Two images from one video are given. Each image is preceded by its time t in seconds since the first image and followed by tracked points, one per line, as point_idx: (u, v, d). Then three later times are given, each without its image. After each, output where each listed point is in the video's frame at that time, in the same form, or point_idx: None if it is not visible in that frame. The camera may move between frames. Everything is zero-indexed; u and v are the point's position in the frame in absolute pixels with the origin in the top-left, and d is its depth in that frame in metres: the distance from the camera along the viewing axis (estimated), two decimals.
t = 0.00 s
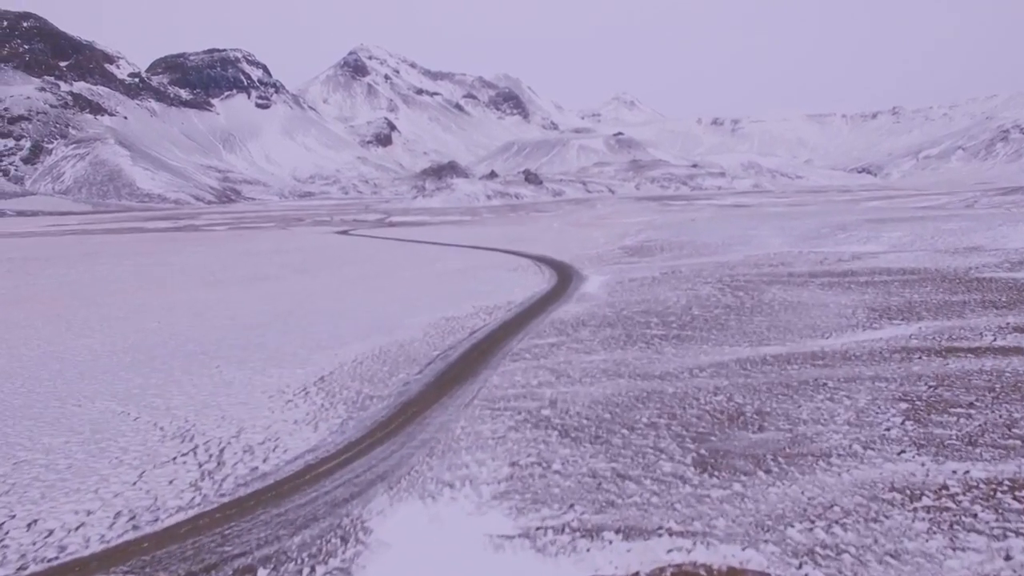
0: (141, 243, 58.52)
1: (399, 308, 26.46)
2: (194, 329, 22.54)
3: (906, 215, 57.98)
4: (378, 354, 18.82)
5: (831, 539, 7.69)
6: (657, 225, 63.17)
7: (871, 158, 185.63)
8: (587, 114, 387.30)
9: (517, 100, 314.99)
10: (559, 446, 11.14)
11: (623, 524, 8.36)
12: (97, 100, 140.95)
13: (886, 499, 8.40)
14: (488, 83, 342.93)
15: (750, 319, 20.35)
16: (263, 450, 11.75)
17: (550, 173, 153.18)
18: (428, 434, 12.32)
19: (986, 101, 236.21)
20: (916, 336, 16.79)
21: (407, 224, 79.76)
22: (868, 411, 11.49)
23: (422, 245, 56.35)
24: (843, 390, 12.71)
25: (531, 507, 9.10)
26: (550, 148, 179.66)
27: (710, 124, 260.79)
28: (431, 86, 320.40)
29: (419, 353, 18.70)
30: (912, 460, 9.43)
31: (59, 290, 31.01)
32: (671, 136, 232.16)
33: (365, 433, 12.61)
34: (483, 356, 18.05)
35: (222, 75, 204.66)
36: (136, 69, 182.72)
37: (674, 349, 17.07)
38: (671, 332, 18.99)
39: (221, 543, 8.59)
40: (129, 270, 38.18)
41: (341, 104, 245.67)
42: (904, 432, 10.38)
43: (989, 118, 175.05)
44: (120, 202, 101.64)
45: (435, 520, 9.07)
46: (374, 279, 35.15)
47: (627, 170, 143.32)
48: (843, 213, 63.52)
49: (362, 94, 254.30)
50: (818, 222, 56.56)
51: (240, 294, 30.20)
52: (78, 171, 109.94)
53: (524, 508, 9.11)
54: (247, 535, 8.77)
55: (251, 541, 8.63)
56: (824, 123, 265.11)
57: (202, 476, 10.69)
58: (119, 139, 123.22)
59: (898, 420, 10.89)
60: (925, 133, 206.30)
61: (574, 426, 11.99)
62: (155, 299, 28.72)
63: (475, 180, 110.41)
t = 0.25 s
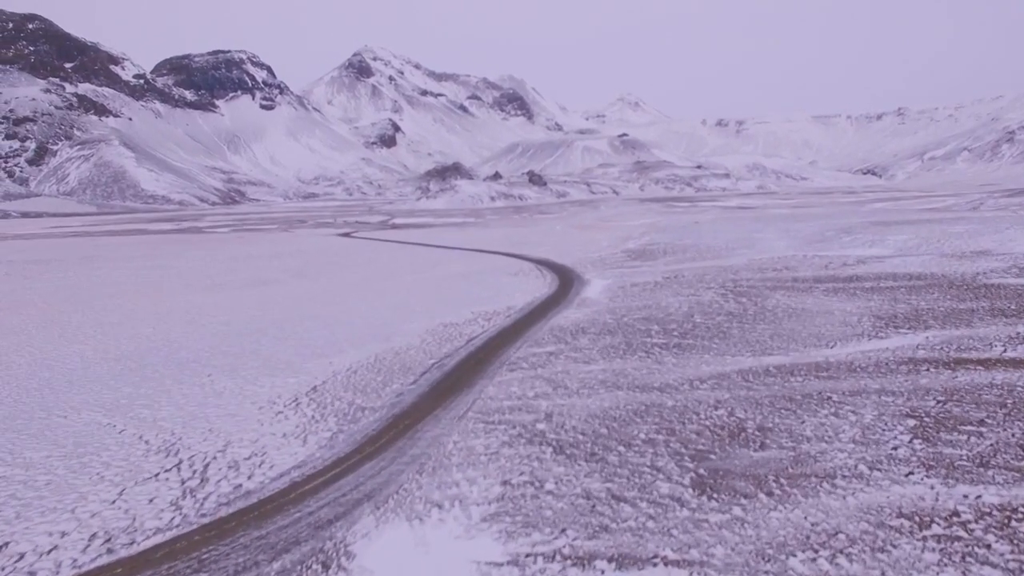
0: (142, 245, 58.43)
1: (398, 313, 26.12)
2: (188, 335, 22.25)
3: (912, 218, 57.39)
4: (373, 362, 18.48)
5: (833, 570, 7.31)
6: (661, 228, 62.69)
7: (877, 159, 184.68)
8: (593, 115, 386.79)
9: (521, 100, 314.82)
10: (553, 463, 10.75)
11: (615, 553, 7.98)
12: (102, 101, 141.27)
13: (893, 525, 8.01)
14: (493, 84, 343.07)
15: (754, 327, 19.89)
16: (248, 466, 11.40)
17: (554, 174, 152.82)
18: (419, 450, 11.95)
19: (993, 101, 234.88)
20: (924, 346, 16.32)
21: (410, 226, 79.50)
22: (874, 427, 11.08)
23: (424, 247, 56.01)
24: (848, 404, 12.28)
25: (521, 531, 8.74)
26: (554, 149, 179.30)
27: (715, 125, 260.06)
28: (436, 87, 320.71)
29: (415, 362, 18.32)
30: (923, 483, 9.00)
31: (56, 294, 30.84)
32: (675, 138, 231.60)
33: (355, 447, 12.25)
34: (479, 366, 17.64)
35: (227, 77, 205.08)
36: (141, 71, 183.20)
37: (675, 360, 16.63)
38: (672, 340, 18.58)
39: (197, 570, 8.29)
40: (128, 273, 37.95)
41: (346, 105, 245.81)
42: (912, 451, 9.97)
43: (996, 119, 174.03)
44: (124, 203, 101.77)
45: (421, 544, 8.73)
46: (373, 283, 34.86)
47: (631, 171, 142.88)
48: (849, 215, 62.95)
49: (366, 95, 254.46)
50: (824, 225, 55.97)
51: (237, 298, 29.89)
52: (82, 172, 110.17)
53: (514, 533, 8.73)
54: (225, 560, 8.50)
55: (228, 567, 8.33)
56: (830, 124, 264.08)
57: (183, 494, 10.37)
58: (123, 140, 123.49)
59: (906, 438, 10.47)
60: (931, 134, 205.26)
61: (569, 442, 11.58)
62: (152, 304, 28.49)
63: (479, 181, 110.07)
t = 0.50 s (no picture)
0: (145, 247, 58.30)
1: (398, 318, 25.91)
2: (184, 341, 22.05)
3: (917, 221, 57.00)
4: (369, 370, 18.17)
5: None
6: (665, 230, 62.32)
7: (882, 161, 184.12)
8: (598, 117, 386.42)
9: (526, 102, 314.81)
10: (546, 482, 10.41)
11: None
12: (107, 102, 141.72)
13: (900, 552, 7.68)
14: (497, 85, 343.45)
15: (757, 334, 19.53)
16: (234, 481, 11.10)
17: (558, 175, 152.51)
18: (410, 464, 11.64)
19: (998, 102, 234.05)
20: (931, 355, 15.93)
21: (413, 228, 79.37)
22: (880, 443, 10.71)
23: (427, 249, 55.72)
24: (853, 418, 11.91)
25: (514, 556, 8.38)
26: (559, 150, 179.13)
27: (720, 127, 259.66)
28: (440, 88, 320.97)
29: (411, 370, 18.00)
30: (931, 507, 8.61)
31: (55, 298, 30.71)
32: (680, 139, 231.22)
33: (345, 461, 11.94)
34: (476, 374, 17.27)
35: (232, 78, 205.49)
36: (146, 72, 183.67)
37: (676, 369, 16.32)
38: (673, 349, 18.23)
39: None
40: (128, 276, 37.75)
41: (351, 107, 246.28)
42: (919, 470, 9.60)
43: (1002, 120, 173.25)
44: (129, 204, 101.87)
45: (407, 567, 8.42)
46: (374, 286, 34.65)
47: (635, 172, 142.60)
48: (854, 218, 62.54)
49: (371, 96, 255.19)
50: (829, 227, 55.59)
51: (236, 302, 29.64)
52: (88, 173, 110.41)
53: (505, 555, 8.40)
54: None
55: None
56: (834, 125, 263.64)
57: (167, 511, 10.06)
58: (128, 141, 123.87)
59: (913, 455, 10.11)
60: (935, 136, 204.69)
61: (564, 457, 11.22)
62: (149, 308, 28.30)
63: (483, 182, 109.82)
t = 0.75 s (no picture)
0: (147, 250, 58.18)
1: (396, 324, 25.57)
2: (179, 348, 21.78)
3: (923, 223, 56.40)
4: (364, 379, 17.80)
5: None
6: (669, 232, 61.87)
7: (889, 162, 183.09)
8: (603, 118, 385.73)
9: (531, 103, 314.65)
10: (538, 502, 10.02)
11: None
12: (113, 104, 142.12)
13: None
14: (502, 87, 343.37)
15: (761, 343, 19.11)
16: (218, 499, 10.77)
17: (563, 176, 152.15)
18: (400, 480, 11.29)
19: (1006, 103, 232.79)
20: (939, 366, 15.49)
21: (417, 230, 79.12)
22: (887, 463, 10.29)
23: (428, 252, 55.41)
24: (859, 434, 11.48)
25: None
26: (563, 151, 178.78)
27: (725, 128, 259.01)
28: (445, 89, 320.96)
29: (406, 380, 17.64)
30: (941, 534, 8.21)
31: (52, 302, 30.50)
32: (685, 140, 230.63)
33: (334, 477, 11.61)
34: (471, 384, 16.90)
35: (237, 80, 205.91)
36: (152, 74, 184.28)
37: (677, 380, 15.92)
38: (673, 358, 17.82)
39: None
40: (128, 280, 37.59)
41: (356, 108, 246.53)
42: (928, 494, 9.19)
43: (1009, 121, 172.21)
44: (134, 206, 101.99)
45: None
46: (374, 291, 34.31)
47: (640, 174, 142.18)
48: (860, 220, 61.98)
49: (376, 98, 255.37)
50: (834, 230, 55.08)
51: (234, 307, 29.39)
52: (93, 175, 110.62)
53: None
54: None
55: None
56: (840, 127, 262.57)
57: (145, 532, 9.74)
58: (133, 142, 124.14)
59: (921, 477, 9.69)
60: (942, 137, 203.66)
61: (558, 476, 10.84)
62: (147, 313, 28.06)
63: (487, 184, 109.55)
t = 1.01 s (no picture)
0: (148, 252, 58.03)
1: (394, 328, 25.29)
2: (174, 354, 21.51)
3: (928, 225, 55.88)
4: (358, 388, 17.50)
5: None
6: (673, 235, 61.45)
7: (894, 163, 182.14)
8: (608, 119, 385.32)
9: (535, 104, 314.46)
10: (531, 521, 9.69)
11: None
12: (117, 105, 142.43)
13: None
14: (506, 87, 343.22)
15: (763, 350, 18.74)
16: (202, 516, 10.47)
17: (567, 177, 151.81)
18: (389, 497, 10.97)
19: (1012, 104, 231.51)
20: (945, 377, 15.10)
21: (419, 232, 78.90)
22: (893, 481, 9.93)
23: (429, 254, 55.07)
24: (863, 450, 11.14)
25: None
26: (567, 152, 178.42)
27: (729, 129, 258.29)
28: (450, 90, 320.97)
29: (401, 389, 17.31)
30: (947, 561, 7.90)
31: (49, 306, 30.29)
32: (689, 141, 230.03)
33: (323, 492, 11.30)
34: (467, 393, 16.56)
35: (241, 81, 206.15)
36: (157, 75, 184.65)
37: (677, 390, 15.56)
38: (674, 367, 17.46)
39: None
40: (127, 283, 37.42)
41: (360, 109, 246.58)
42: (936, 516, 8.86)
43: (1015, 121, 171.25)
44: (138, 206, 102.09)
45: None
46: (374, 294, 34.02)
47: (644, 175, 141.75)
48: (865, 222, 61.48)
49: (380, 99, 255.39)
50: (839, 232, 54.59)
51: (232, 311, 29.14)
52: (97, 176, 110.85)
53: None
54: None
55: None
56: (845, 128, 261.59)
57: (126, 552, 9.45)
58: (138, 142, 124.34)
59: (927, 497, 9.36)
60: (948, 137, 202.69)
61: (551, 494, 10.51)
62: (143, 317, 27.83)
63: (491, 185, 109.19)
